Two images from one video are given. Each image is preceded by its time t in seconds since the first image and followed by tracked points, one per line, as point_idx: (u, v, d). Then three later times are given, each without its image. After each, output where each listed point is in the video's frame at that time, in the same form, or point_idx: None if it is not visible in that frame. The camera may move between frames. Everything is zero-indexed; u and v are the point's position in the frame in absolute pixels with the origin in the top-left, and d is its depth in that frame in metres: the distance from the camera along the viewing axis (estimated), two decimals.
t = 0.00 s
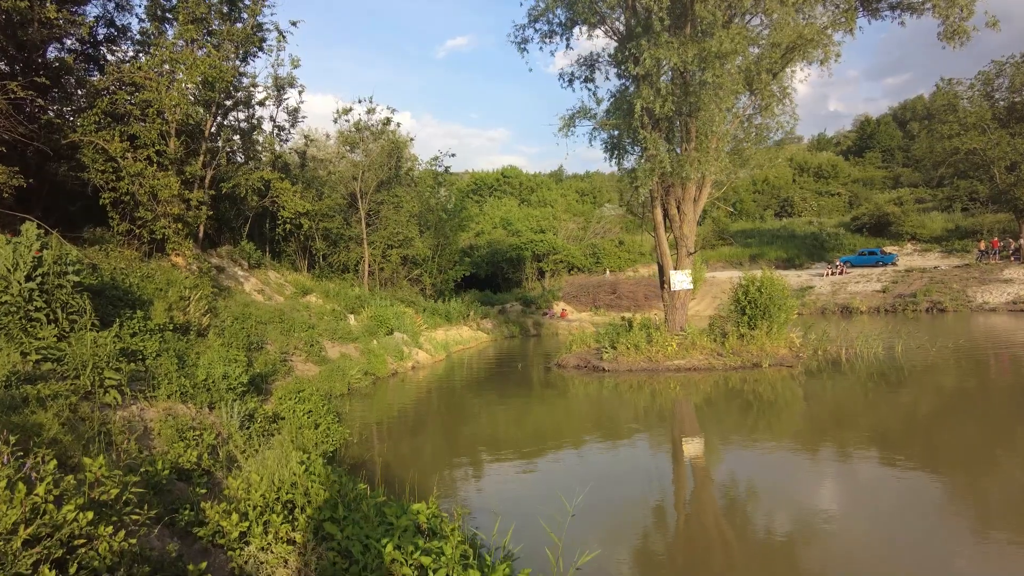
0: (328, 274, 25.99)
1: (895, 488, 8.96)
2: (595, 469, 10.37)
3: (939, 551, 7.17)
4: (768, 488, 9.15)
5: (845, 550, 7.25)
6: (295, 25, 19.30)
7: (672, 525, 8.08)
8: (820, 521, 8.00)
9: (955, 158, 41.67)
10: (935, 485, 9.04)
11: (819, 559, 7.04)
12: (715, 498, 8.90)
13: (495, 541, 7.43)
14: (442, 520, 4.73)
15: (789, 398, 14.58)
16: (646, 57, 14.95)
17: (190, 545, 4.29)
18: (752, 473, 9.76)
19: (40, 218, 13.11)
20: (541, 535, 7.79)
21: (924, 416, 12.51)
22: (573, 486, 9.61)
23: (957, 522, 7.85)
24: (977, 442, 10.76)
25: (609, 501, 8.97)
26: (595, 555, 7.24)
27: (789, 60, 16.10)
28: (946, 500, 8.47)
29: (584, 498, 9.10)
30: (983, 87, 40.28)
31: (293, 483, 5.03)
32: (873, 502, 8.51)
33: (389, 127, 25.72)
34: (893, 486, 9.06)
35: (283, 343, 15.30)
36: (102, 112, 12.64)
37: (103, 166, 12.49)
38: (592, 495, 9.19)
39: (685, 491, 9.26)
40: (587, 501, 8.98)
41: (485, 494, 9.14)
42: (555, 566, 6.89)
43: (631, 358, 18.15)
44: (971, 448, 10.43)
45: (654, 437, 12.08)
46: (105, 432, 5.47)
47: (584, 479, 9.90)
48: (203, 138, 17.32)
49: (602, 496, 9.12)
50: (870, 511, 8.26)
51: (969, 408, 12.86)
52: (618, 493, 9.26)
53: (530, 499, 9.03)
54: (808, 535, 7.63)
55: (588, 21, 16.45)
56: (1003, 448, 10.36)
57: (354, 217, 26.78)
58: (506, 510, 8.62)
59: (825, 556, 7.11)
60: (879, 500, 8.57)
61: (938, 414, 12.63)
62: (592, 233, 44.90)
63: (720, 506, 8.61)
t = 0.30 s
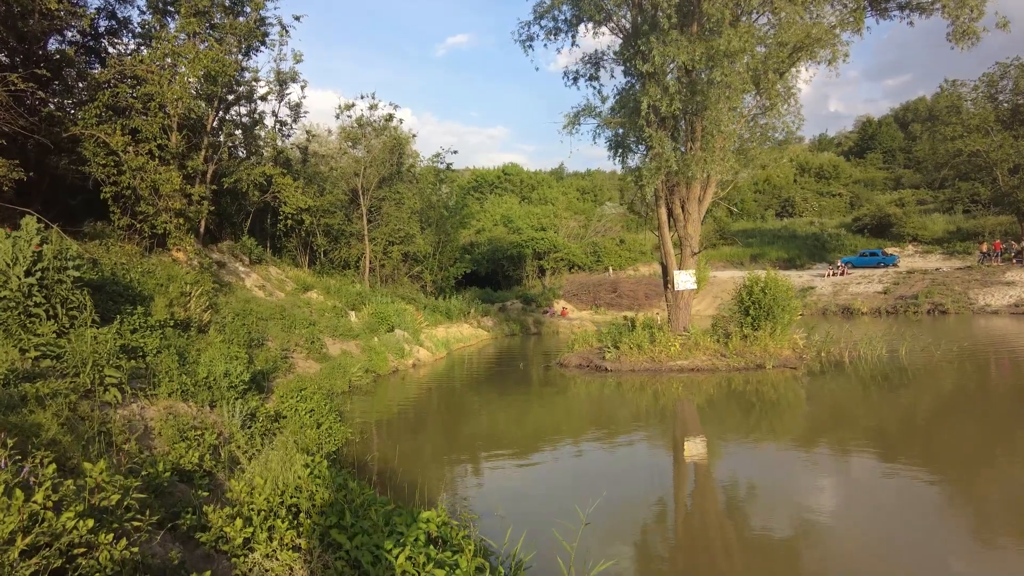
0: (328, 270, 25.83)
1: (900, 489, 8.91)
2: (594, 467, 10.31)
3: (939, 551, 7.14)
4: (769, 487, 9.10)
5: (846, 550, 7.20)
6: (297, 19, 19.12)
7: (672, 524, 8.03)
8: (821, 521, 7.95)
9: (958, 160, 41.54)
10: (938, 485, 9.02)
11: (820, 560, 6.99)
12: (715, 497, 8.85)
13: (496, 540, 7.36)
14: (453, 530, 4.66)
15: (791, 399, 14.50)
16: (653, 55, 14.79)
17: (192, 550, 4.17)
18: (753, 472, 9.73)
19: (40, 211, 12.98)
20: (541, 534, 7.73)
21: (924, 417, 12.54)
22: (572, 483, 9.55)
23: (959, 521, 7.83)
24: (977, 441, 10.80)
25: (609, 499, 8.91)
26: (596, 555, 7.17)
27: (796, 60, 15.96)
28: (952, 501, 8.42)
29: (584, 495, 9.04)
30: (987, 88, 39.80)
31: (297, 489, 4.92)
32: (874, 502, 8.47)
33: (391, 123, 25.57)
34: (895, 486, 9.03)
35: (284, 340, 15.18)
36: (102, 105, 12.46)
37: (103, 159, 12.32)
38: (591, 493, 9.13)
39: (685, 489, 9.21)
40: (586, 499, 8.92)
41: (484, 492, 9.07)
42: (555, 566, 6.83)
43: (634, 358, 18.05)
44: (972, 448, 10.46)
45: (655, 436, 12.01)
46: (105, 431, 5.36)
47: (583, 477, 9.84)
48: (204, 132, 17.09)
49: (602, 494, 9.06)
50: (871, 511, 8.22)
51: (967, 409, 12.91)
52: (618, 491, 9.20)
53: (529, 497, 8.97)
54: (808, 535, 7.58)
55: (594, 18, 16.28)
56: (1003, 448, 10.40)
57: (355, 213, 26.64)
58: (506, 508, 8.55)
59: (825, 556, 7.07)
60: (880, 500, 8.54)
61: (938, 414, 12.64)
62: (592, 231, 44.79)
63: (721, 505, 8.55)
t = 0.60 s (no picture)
0: (329, 271, 25.67)
1: (908, 490, 8.78)
2: (596, 468, 10.18)
3: (943, 551, 7.04)
4: (772, 488, 8.98)
5: (850, 551, 7.10)
6: (299, 17, 18.96)
7: (675, 526, 7.90)
8: (825, 522, 7.84)
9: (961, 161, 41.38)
10: (945, 485, 8.91)
11: (825, 561, 6.87)
12: (718, 498, 8.74)
13: (497, 542, 7.23)
14: (463, 541, 4.50)
15: (797, 400, 14.33)
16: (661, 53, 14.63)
17: (190, 561, 4.00)
18: (755, 473, 9.65)
19: (38, 210, 12.83)
20: (543, 536, 7.60)
21: (929, 417, 12.42)
22: (573, 485, 9.42)
23: (964, 522, 7.73)
24: (982, 441, 10.70)
25: (610, 500, 8.79)
26: (598, 557, 7.05)
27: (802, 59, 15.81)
28: (961, 502, 8.29)
29: (585, 497, 8.92)
30: (991, 88, 39.40)
31: (301, 498, 4.73)
32: (878, 503, 8.36)
33: (393, 123, 25.44)
34: (900, 486, 8.92)
35: (285, 340, 15.02)
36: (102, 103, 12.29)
37: (103, 157, 12.14)
38: (592, 494, 9.01)
39: (687, 490, 9.10)
40: (587, 500, 8.80)
41: (484, 494, 8.94)
42: (556, 569, 6.70)
43: (638, 360, 17.88)
44: (977, 448, 10.36)
45: (659, 438, 11.86)
46: (101, 436, 5.19)
47: (584, 478, 9.72)
48: (204, 131, 16.93)
49: (604, 496, 8.94)
50: (876, 511, 8.11)
51: (972, 409, 12.80)
52: (619, 492, 9.08)
53: (530, 498, 8.84)
54: (812, 536, 7.47)
55: (599, 15, 16.13)
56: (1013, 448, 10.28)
57: (356, 213, 26.50)
58: (506, 510, 8.43)
59: (830, 557, 6.95)
60: (885, 501, 8.42)
61: (942, 415, 12.52)
62: (593, 232, 44.65)
63: (724, 506, 8.43)
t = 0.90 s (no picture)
0: (330, 272, 25.62)
1: (917, 491, 8.66)
2: (597, 469, 10.09)
3: (950, 552, 6.94)
4: (775, 489, 8.90)
5: (856, 552, 7.00)
6: (300, 16, 18.84)
7: (678, 526, 7.81)
8: (829, 523, 7.74)
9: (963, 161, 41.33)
10: (952, 486, 8.81)
11: (830, 563, 6.77)
12: (721, 498, 8.65)
13: (499, 544, 7.14)
14: (473, 549, 4.38)
15: (800, 402, 14.22)
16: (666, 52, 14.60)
17: (191, 571, 3.89)
18: (757, 472, 9.60)
19: (37, 210, 12.73)
20: (545, 537, 7.51)
21: (933, 418, 12.32)
22: (575, 485, 9.33)
23: (972, 522, 7.63)
24: (987, 442, 10.60)
25: (613, 501, 8.70)
26: (601, 559, 6.95)
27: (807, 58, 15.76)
28: (967, 503, 8.19)
29: (588, 498, 8.83)
30: (993, 88, 39.51)
31: (306, 506, 4.59)
32: (882, 503, 8.27)
33: (394, 123, 25.36)
34: (906, 487, 8.82)
35: (286, 342, 14.91)
36: (102, 102, 12.18)
37: (102, 157, 12.02)
38: (594, 495, 8.92)
39: (690, 491, 9.00)
40: (589, 500, 8.72)
41: (485, 494, 8.85)
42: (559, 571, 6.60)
43: (641, 361, 17.76)
44: (982, 449, 10.26)
45: (662, 439, 11.76)
46: (100, 441, 5.08)
47: (587, 477, 9.68)
48: (205, 131, 16.84)
49: (606, 496, 8.85)
50: (881, 512, 8.01)
51: (976, 410, 12.70)
52: (621, 493, 8.99)
53: (531, 500, 8.74)
54: (817, 536, 7.38)
55: (602, 14, 16.06)
56: (1017, 449, 10.19)
57: (356, 213, 26.40)
58: (508, 511, 8.33)
59: (835, 559, 6.86)
60: (891, 502, 8.33)
61: (946, 416, 12.42)
62: (594, 232, 44.55)
63: (728, 507, 8.34)
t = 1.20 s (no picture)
0: (330, 272, 25.58)
1: (919, 492, 8.60)
2: (598, 470, 10.03)
3: (954, 553, 6.88)
4: (777, 490, 8.82)
5: (858, 553, 6.95)
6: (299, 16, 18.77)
7: (680, 528, 7.74)
8: (831, 523, 7.68)
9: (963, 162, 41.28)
10: (955, 485, 8.75)
11: (834, 564, 6.70)
12: (723, 499, 8.59)
13: (500, 546, 7.07)
14: (476, 554, 4.30)
15: (803, 403, 14.15)
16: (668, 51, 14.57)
17: None
18: (759, 473, 9.55)
19: (35, 210, 12.64)
20: (546, 540, 7.43)
21: (934, 419, 12.27)
22: (576, 487, 9.26)
23: (975, 523, 7.58)
24: (990, 443, 10.53)
25: (614, 502, 8.63)
26: (603, 561, 6.88)
27: (810, 58, 15.72)
28: (969, 503, 8.13)
29: (589, 499, 8.76)
30: (993, 90, 39.39)
31: (307, 509, 4.52)
32: (883, 504, 8.22)
33: (394, 124, 25.28)
34: (907, 488, 8.76)
35: (286, 343, 14.83)
36: (100, 102, 12.10)
37: (101, 157, 11.93)
38: (596, 496, 8.86)
39: (692, 492, 8.93)
40: (590, 502, 8.64)
41: (487, 495, 8.78)
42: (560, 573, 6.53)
43: (643, 362, 17.68)
44: (984, 450, 10.20)
45: (663, 441, 11.70)
46: (97, 444, 5.00)
47: (588, 478, 9.65)
48: (205, 131, 16.77)
49: (607, 497, 8.79)
50: (885, 513, 7.94)
51: (978, 411, 12.65)
52: (623, 494, 8.92)
53: (532, 501, 8.66)
54: (820, 537, 7.32)
55: (603, 15, 16.03)
56: (1021, 450, 10.11)
57: (357, 214, 26.34)
58: (510, 512, 8.25)
59: (836, 559, 6.81)
60: (891, 503, 8.27)
61: (947, 417, 12.36)
62: (594, 233, 44.43)
63: (729, 508, 8.27)
